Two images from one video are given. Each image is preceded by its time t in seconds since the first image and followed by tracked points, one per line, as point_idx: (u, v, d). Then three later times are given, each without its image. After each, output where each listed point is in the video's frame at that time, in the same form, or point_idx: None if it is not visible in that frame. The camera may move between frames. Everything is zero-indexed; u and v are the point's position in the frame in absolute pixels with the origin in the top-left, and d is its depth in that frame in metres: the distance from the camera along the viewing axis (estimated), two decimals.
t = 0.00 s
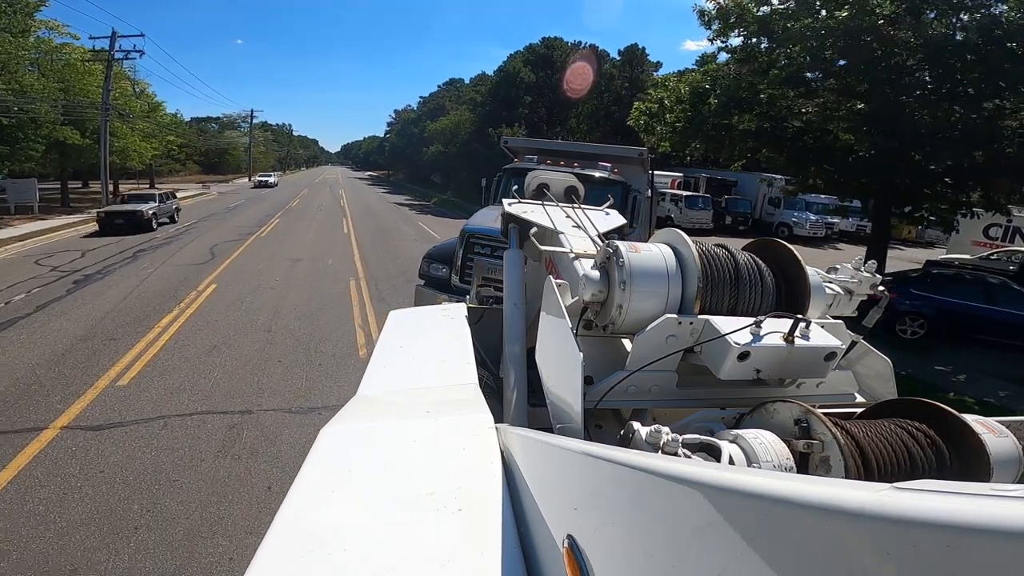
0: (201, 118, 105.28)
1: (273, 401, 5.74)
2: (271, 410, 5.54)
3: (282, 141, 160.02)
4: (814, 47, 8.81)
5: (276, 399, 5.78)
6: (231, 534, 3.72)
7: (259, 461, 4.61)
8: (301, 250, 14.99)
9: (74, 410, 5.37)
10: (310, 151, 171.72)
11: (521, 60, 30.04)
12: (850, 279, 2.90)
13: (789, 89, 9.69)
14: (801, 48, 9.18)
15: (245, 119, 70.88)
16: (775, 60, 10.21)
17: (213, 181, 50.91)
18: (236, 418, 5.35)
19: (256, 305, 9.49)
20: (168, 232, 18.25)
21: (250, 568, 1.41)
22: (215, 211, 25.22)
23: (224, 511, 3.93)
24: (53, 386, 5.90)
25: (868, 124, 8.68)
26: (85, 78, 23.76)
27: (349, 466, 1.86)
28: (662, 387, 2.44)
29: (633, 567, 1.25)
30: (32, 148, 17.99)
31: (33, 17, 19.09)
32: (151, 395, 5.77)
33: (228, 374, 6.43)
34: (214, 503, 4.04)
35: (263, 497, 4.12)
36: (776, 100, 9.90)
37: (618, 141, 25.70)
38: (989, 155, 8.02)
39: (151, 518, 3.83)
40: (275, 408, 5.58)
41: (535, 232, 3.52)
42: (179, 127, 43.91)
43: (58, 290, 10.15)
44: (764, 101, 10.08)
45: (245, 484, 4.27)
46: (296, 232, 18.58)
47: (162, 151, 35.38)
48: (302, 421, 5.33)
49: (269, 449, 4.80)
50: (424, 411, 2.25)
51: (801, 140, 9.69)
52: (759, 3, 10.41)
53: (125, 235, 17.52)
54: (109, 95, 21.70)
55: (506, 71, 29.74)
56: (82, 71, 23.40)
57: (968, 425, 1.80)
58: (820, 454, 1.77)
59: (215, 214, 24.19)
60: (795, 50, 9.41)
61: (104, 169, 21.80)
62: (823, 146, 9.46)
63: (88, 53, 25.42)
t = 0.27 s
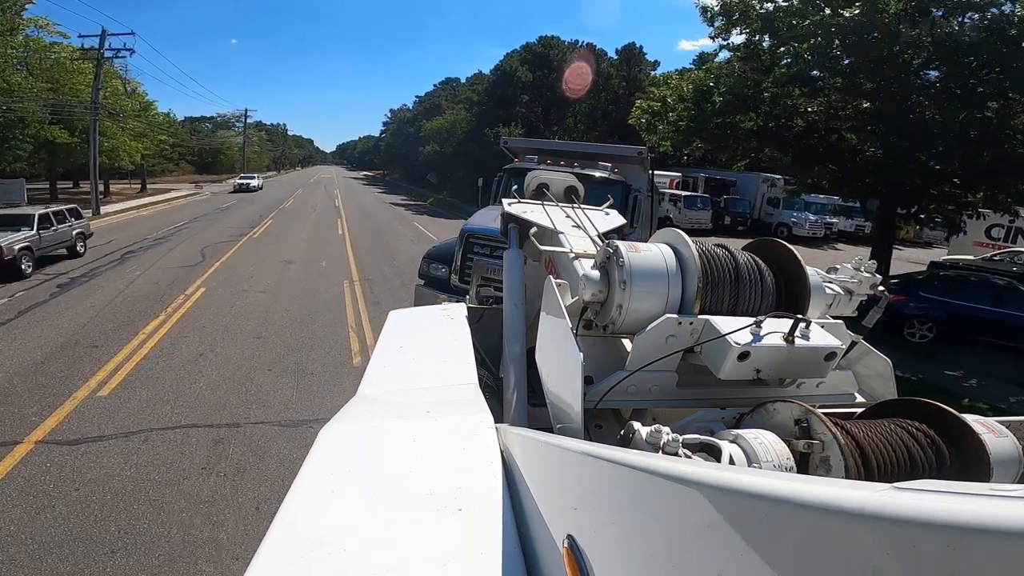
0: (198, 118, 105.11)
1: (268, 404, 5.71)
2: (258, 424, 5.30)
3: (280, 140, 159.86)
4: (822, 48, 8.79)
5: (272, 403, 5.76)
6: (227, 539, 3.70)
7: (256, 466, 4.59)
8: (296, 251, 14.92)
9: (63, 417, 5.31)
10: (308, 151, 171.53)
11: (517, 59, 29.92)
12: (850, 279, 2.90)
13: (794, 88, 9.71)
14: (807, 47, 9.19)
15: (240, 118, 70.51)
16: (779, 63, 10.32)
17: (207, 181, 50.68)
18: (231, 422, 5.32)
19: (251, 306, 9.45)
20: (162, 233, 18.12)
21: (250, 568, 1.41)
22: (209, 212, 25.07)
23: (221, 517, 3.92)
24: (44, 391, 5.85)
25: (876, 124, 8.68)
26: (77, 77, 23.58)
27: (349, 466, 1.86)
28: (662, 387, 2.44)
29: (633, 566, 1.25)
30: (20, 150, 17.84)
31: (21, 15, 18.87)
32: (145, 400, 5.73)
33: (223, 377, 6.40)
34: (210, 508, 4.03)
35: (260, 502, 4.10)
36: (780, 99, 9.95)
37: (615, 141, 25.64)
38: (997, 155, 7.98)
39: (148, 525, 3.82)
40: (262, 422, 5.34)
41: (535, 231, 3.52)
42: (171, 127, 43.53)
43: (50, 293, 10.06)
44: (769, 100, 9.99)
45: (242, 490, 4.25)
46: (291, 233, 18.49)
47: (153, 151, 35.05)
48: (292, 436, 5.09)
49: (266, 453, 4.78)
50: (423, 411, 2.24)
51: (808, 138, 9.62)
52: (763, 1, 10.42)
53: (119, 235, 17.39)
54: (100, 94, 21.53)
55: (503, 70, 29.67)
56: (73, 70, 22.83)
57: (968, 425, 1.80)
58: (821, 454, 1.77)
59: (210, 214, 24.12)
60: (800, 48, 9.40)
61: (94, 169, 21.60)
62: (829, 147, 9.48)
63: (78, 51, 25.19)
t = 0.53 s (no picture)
0: (195, 117, 104.90)
1: (265, 397, 5.66)
2: (246, 436, 4.85)
3: (278, 140, 159.82)
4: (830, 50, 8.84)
5: (270, 395, 5.71)
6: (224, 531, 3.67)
7: (253, 455, 4.55)
8: (290, 249, 14.82)
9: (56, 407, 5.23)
10: (307, 151, 171.49)
11: (514, 57, 29.80)
12: (850, 279, 2.90)
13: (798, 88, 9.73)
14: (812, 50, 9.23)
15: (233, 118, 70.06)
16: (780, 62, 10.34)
17: (199, 180, 50.43)
18: (225, 413, 5.26)
19: (246, 302, 9.38)
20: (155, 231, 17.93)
21: (251, 568, 1.41)
22: (202, 212, 24.88)
23: (217, 506, 3.88)
24: (37, 382, 5.77)
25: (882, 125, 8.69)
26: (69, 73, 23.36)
27: (348, 466, 1.86)
28: (662, 387, 2.44)
29: (633, 567, 1.25)
30: (8, 147, 17.57)
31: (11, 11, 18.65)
32: (140, 391, 5.66)
33: (218, 369, 6.34)
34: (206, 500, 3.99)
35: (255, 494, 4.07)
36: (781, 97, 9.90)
37: (612, 140, 25.55)
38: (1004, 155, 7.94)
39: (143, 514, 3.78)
40: (250, 434, 4.89)
41: (535, 232, 3.52)
42: (161, 126, 43.05)
43: (41, 287, 9.95)
44: (772, 100, 10.00)
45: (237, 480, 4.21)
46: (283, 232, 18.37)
47: (144, 149, 34.65)
48: (282, 450, 4.65)
49: (263, 444, 4.74)
50: (424, 411, 2.24)
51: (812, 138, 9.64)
52: None
53: (111, 234, 17.20)
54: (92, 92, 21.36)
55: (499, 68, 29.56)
56: (61, 70, 22.00)
57: (968, 425, 1.80)
58: (821, 454, 1.77)
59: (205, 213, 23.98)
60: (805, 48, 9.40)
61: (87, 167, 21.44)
62: (836, 144, 9.44)
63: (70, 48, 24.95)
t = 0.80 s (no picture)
0: (191, 117, 104.76)
1: (261, 400, 5.66)
2: (233, 451, 4.66)
3: (276, 140, 159.73)
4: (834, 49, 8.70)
5: (267, 397, 5.72)
6: (221, 533, 3.66)
7: (251, 459, 4.55)
8: (284, 250, 14.76)
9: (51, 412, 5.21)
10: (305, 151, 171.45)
11: (509, 56, 29.70)
12: (850, 279, 2.90)
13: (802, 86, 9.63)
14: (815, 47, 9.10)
15: (227, 118, 69.71)
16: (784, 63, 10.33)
17: (193, 180, 50.26)
18: (220, 416, 5.26)
19: (242, 303, 9.34)
20: (147, 232, 17.79)
21: (251, 568, 1.41)
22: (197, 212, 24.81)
23: (214, 510, 3.88)
24: (31, 386, 5.73)
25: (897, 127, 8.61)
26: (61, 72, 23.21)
27: (348, 466, 1.86)
28: (662, 387, 2.44)
29: (633, 567, 1.25)
30: None
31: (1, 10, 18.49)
32: (135, 395, 5.64)
33: (214, 372, 6.33)
34: (203, 502, 3.99)
35: (253, 496, 4.07)
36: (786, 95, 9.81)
37: (608, 139, 25.48)
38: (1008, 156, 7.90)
39: (141, 518, 3.78)
40: (236, 448, 4.70)
41: (535, 231, 3.52)
42: (152, 126, 42.65)
43: (33, 289, 9.86)
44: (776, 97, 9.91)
45: (234, 483, 4.21)
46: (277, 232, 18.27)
47: (136, 150, 34.33)
48: (271, 466, 4.46)
49: (261, 447, 4.74)
50: (424, 411, 2.24)
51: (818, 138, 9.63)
52: None
53: (103, 235, 17.05)
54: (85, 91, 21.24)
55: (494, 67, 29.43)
56: (49, 68, 21.19)
57: (968, 425, 1.80)
58: (821, 454, 1.77)
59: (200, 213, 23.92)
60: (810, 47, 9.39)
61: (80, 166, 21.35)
62: (838, 144, 9.42)
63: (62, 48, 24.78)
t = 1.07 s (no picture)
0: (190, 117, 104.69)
1: (258, 400, 5.64)
2: (221, 464, 4.45)
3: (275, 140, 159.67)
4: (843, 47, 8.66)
5: (263, 397, 5.70)
6: (217, 534, 3.65)
7: (247, 460, 4.53)
8: (280, 250, 14.71)
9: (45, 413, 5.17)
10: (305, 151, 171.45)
11: (507, 55, 29.66)
12: (850, 279, 2.90)
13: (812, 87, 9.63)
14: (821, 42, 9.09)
15: (221, 117, 69.41)
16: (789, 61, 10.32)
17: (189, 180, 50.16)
18: (217, 417, 5.23)
19: (238, 303, 9.31)
20: (141, 232, 17.68)
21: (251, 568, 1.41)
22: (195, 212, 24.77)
23: (210, 511, 3.86)
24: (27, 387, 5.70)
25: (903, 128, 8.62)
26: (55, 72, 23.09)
27: (348, 466, 1.86)
28: (662, 387, 2.44)
29: (632, 566, 1.26)
30: None
31: None
32: (130, 395, 5.61)
33: (211, 372, 6.30)
34: (198, 503, 3.97)
35: (248, 497, 4.05)
36: (788, 94, 9.81)
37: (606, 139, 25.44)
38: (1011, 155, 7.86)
39: (137, 520, 3.77)
40: (224, 462, 4.48)
41: (535, 232, 3.52)
42: (145, 126, 42.39)
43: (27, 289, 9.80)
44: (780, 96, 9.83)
45: (231, 485, 4.19)
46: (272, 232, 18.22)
47: (130, 149, 34.11)
48: (261, 481, 4.24)
49: (258, 448, 4.73)
50: (424, 411, 2.24)
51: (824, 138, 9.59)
52: None
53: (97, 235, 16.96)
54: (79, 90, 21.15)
55: (491, 66, 29.36)
56: (40, 66, 20.83)
57: (969, 425, 1.80)
58: (821, 454, 1.77)
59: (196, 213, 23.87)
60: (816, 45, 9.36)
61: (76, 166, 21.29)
62: (843, 144, 9.49)
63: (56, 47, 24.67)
